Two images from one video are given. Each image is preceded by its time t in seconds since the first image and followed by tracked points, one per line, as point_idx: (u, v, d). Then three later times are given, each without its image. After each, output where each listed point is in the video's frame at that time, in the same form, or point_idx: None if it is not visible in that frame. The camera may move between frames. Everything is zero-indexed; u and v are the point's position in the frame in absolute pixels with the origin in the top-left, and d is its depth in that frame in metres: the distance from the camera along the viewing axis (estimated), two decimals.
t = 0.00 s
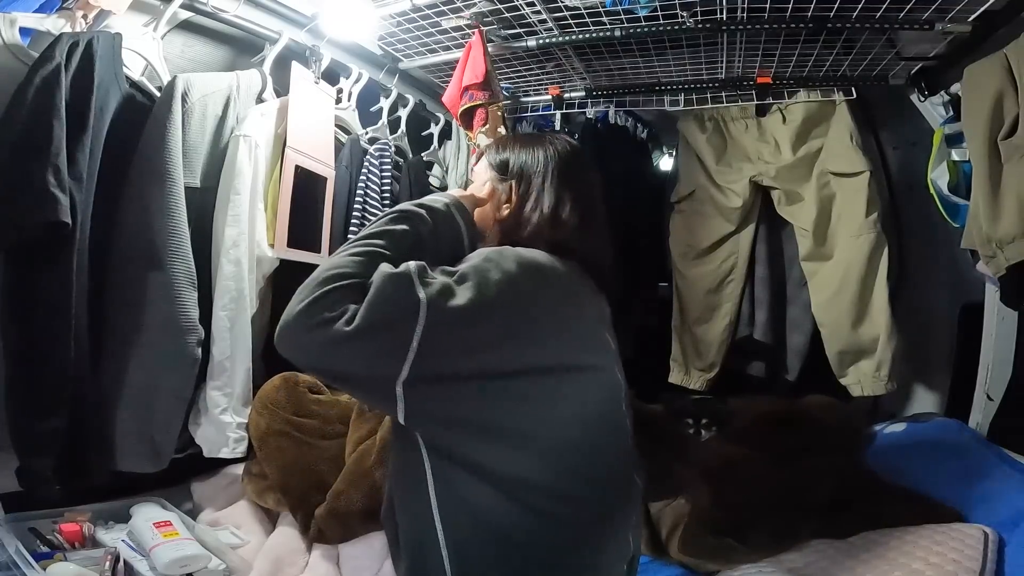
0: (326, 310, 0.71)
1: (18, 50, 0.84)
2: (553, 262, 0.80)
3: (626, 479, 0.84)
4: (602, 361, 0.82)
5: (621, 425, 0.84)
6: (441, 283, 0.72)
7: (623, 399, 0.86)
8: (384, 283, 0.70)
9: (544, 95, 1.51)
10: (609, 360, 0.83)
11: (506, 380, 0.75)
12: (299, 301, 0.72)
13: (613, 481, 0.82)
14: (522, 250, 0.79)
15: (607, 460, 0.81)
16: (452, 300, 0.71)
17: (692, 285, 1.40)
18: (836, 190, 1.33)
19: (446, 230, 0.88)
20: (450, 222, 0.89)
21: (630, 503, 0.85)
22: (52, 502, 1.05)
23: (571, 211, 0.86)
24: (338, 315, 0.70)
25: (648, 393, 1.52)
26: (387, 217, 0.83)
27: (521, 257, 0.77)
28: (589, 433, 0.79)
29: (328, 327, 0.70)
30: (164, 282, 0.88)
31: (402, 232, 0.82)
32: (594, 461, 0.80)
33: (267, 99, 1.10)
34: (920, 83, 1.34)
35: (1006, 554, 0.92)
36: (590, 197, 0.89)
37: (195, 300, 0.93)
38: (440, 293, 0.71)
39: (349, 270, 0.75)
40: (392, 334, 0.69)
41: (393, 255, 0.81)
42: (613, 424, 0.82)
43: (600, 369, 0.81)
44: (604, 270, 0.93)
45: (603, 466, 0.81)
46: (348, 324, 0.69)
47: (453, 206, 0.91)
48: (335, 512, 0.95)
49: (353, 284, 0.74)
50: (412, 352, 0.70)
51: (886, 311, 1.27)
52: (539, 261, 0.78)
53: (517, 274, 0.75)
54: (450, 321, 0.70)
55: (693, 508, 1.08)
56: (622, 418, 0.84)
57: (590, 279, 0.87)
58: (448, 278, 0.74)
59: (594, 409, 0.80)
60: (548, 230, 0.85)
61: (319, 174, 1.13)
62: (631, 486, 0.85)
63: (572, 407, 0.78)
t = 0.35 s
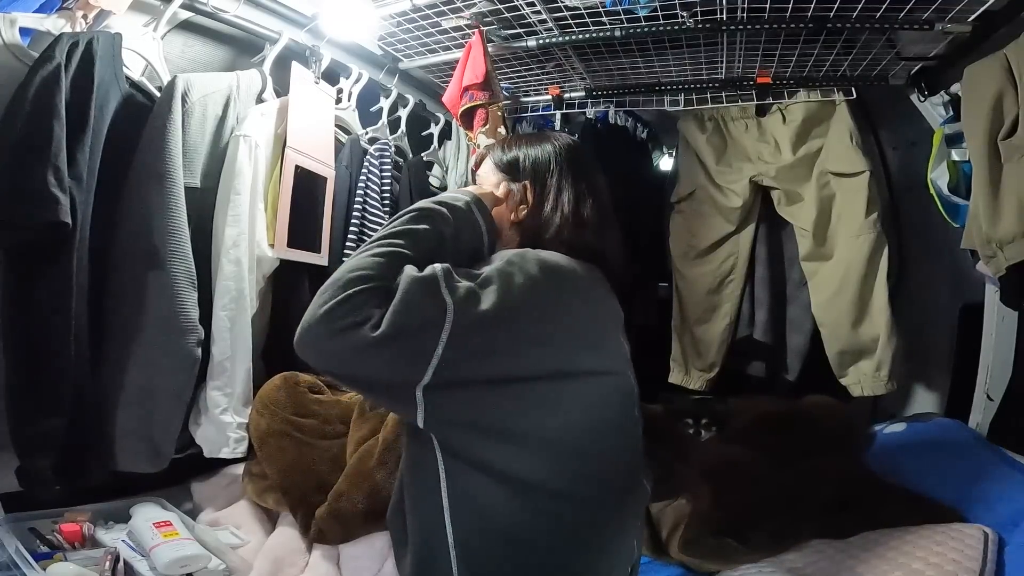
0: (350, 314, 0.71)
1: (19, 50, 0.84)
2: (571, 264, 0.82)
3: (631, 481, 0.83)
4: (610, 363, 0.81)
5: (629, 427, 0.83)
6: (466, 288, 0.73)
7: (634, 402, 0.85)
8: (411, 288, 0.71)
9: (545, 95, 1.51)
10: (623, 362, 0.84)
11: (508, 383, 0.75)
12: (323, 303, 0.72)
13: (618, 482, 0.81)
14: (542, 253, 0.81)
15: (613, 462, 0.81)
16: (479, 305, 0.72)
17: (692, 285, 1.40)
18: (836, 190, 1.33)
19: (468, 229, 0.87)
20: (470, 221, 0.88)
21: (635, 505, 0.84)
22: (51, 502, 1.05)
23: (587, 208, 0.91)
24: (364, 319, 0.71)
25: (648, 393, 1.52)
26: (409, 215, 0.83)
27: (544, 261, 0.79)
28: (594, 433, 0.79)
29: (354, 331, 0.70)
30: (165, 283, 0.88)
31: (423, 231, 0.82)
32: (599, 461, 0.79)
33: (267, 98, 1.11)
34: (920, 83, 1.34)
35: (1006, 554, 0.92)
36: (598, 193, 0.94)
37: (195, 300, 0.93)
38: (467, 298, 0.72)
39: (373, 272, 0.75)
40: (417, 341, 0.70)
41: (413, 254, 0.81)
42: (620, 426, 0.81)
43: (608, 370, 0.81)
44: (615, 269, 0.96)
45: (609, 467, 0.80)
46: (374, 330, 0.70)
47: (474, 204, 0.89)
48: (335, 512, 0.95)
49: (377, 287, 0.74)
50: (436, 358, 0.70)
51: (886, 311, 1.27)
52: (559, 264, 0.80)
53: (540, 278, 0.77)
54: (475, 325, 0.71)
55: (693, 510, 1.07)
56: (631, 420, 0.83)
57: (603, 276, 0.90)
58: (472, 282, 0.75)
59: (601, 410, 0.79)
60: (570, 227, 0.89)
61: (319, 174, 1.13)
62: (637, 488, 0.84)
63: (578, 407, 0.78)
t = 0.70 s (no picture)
0: (355, 305, 0.72)
1: (19, 50, 0.84)
2: (575, 264, 0.82)
3: (634, 481, 0.83)
4: (612, 365, 0.80)
5: (631, 427, 0.82)
6: (469, 284, 0.74)
7: (639, 405, 0.84)
8: (416, 281, 0.72)
9: (544, 95, 1.50)
10: (625, 364, 0.82)
11: (509, 384, 0.75)
12: (328, 295, 0.73)
13: (620, 481, 0.81)
14: (546, 253, 0.81)
15: (615, 462, 0.80)
16: (481, 301, 0.73)
17: (692, 285, 1.40)
18: (836, 190, 1.33)
19: (471, 229, 0.88)
20: (473, 221, 0.89)
21: (637, 505, 0.84)
22: (52, 502, 1.05)
23: (585, 206, 0.90)
24: (368, 310, 0.71)
25: (648, 393, 1.52)
26: (414, 214, 0.84)
27: (546, 261, 0.80)
28: (596, 433, 0.78)
29: (358, 322, 0.70)
30: (165, 282, 0.88)
31: (428, 229, 0.84)
32: (600, 461, 0.79)
33: (267, 99, 1.11)
34: (920, 83, 1.34)
35: (1005, 554, 0.92)
36: (598, 187, 0.93)
37: (195, 299, 0.93)
38: (469, 293, 0.73)
39: (378, 266, 0.76)
40: (420, 335, 0.71)
41: (418, 252, 0.82)
42: (621, 426, 0.80)
43: (611, 371, 0.80)
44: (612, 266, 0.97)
45: (610, 467, 0.80)
46: (377, 320, 0.70)
47: (477, 204, 0.90)
48: (336, 512, 0.95)
49: (381, 281, 0.75)
50: (438, 350, 0.71)
51: (886, 311, 1.27)
52: (563, 265, 0.81)
53: (542, 276, 0.77)
54: (478, 319, 0.72)
55: (694, 510, 1.07)
56: (634, 421, 0.83)
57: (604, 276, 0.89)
58: (475, 279, 0.76)
59: (603, 410, 0.79)
60: (570, 228, 0.89)
61: (319, 174, 1.14)
62: (639, 489, 0.84)
63: (579, 406, 0.77)
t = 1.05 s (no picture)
0: (353, 303, 0.72)
1: (19, 50, 0.84)
2: (570, 264, 0.82)
3: (633, 480, 0.83)
4: (610, 364, 0.80)
5: (630, 426, 0.82)
6: (466, 282, 0.74)
7: (636, 402, 0.84)
8: (413, 277, 0.72)
9: (544, 95, 1.50)
10: (621, 362, 0.82)
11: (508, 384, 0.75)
12: (327, 293, 0.73)
13: (619, 481, 0.81)
14: (543, 252, 0.81)
15: (614, 462, 0.80)
16: (477, 299, 0.73)
17: (692, 285, 1.40)
18: (836, 190, 1.33)
19: (468, 230, 0.89)
20: (469, 222, 0.89)
21: (636, 505, 0.84)
22: (51, 503, 1.05)
23: (579, 206, 0.90)
24: (366, 308, 0.71)
25: (648, 393, 1.52)
26: (412, 213, 0.84)
27: (542, 260, 0.79)
28: (595, 432, 0.78)
29: (356, 319, 0.71)
30: (164, 282, 0.88)
31: (425, 229, 0.84)
32: (599, 461, 0.79)
33: (267, 98, 1.11)
34: (920, 83, 1.33)
35: (1005, 554, 0.92)
36: (592, 187, 0.93)
37: (195, 299, 0.93)
38: (465, 291, 0.73)
39: (377, 266, 0.76)
40: (416, 332, 0.70)
41: (416, 251, 0.82)
42: (620, 425, 0.81)
43: (609, 370, 0.80)
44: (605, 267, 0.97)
45: (609, 466, 0.80)
46: (375, 317, 0.70)
47: (473, 207, 0.91)
48: (336, 513, 0.95)
49: (379, 280, 0.75)
50: (436, 347, 0.71)
51: (886, 311, 1.27)
52: (558, 264, 0.80)
53: (538, 274, 0.77)
54: (475, 316, 0.72)
55: (694, 510, 1.07)
56: (632, 420, 0.83)
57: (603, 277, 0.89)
58: (472, 277, 0.76)
59: (602, 409, 0.79)
60: (564, 229, 0.89)
61: (319, 174, 1.14)
62: (638, 488, 0.84)
63: (578, 406, 0.77)
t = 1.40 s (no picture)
0: (350, 306, 0.72)
1: (18, 50, 0.84)
2: (567, 264, 0.82)
3: (633, 480, 0.83)
4: (608, 362, 0.80)
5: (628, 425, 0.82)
6: (463, 283, 0.74)
7: (634, 401, 0.85)
8: (411, 279, 0.71)
9: (544, 95, 1.50)
10: (618, 361, 0.82)
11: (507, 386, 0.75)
12: (325, 295, 0.73)
13: (618, 480, 0.81)
14: (539, 252, 0.81)
15: (613, 461, 0.80)
16: (475, 301, 0.72)
17: (692, 285, 1.40)
18: (836, 190, 1.33)
19: (463, 229, 0.88)
20: (463, 221, 0.88)
21: (636, 505, 0.84)
22: (51, 503, 1.05)
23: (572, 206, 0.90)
24: (364, 310, 0.71)
25: (647, 393, 1.52)
26: (406, 212, 0.84)
27: (539, 260, 0.79)
28: (594, 432, 0.78)
29: (354, 322, 0.70)
30: (165, 282, 0.88)
31: (420, 228, 0.83)
32: (598, 461, 0.79)
33: (267, 99, 1.11)
34: (920, 83, 1.33)
35: (1005, 554, 0.92)
36: (584, 186, 0.93)
37: (195, 299, 0.93)
38: (464, 292, 0.73)
39: (374, 267, 0.76)
40: (415, 334, 0.70)
41: (412, 251, 0.82)
42: (619, 424, 0.81)
43: (607, 369, 0.80)
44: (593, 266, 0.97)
45: (608, 465, 0.80)
46: (374, 320, 0.70)
47: (466, 204, 0.90)
48: (335, 513, 0.95)
49: (375, 281, 0.75)
50: (436, 349, 0.70)
51: (886, 310, 1.27)
52: (554, 264, 0.80)
53: (535, 275, 0.77)
54: (474, 317, 0.71)
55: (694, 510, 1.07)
56: (630, 418, 0.83)
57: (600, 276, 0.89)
58: (469, 279, 0.75)
59: (600, 409, 0.79)
60: (557, 229, 0.89)
61: (319, 174, 1.14)
62: (638, 487, 0.84)
63: (577, 406, 0.77)
